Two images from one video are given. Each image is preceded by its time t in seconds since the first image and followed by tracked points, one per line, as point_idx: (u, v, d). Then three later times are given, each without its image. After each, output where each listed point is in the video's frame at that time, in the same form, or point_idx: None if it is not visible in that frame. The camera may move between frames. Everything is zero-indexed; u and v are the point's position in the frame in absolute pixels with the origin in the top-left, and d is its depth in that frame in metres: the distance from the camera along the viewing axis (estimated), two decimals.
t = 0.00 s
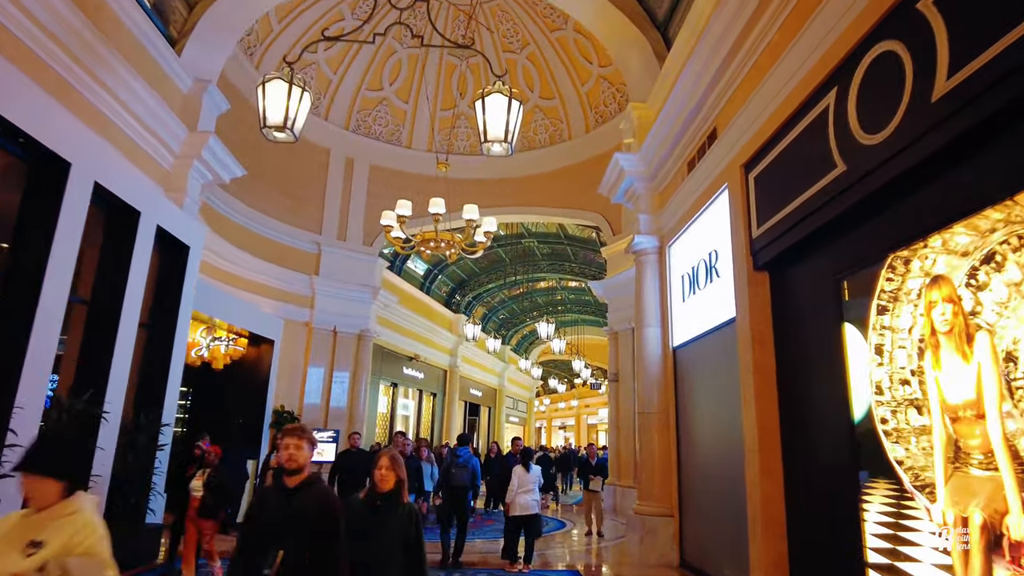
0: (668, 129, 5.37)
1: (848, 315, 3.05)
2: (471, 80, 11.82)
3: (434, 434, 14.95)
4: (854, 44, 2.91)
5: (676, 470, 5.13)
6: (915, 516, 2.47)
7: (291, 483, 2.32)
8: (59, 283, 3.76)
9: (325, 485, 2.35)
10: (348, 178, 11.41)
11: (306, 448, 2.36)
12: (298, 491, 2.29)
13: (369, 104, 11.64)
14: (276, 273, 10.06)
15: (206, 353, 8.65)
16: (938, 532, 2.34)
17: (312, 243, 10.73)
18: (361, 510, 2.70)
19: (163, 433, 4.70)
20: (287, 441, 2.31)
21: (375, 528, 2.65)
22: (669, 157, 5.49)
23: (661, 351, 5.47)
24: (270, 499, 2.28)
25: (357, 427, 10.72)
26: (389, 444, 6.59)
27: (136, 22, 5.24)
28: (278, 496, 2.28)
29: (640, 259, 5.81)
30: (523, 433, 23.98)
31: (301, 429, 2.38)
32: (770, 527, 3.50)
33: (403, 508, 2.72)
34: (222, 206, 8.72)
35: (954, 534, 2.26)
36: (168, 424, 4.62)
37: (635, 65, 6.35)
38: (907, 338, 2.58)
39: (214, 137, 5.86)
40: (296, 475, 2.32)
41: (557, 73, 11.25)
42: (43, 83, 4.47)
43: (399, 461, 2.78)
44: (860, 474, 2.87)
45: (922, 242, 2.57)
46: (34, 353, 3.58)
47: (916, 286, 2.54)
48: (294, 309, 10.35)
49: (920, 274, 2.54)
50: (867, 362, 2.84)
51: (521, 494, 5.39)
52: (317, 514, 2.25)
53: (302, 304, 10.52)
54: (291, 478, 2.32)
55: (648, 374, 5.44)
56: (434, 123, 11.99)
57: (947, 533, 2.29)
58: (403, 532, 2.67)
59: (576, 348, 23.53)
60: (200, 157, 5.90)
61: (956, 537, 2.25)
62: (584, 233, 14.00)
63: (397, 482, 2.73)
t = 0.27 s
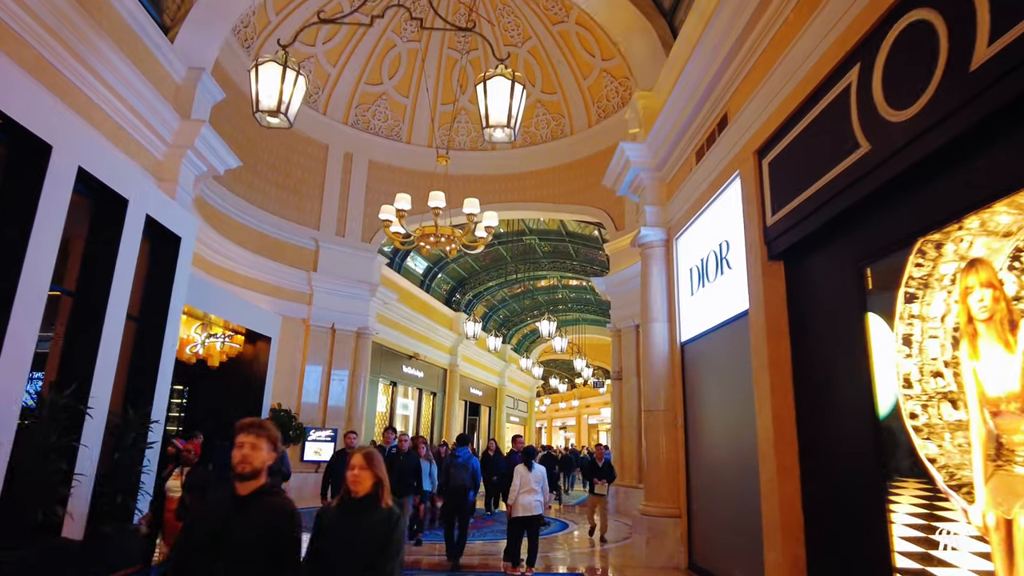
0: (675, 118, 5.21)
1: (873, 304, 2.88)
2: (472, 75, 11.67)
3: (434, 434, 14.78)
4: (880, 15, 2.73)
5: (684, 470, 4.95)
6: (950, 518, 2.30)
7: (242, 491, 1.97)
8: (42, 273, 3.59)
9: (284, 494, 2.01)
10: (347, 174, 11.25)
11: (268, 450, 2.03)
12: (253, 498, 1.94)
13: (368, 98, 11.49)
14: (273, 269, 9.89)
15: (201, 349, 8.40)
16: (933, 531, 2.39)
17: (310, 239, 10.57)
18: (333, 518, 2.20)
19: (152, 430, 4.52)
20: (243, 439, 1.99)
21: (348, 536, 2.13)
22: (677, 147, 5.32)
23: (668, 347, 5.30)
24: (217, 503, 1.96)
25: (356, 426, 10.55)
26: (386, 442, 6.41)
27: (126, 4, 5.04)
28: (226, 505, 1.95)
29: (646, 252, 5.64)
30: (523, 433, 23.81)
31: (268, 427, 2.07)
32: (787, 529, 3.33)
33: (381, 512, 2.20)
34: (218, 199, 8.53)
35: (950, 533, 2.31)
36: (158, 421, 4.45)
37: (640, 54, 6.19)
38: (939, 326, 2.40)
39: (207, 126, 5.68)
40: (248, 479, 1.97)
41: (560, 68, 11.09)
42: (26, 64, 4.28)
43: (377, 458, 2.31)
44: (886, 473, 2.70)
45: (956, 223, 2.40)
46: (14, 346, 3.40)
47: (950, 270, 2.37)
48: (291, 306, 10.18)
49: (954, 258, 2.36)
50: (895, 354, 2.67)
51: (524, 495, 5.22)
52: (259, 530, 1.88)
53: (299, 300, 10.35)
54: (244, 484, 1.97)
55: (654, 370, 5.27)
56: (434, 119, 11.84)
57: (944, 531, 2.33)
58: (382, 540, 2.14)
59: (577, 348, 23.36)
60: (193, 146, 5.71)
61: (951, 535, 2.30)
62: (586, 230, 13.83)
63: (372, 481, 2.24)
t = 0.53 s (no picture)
0: (685, 109, 5.03)
1: (904, 299, 2.69)
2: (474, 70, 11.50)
3: (435, 434, 14.59)
4: None
5: (695, 473, 4.77)
6: (997, 530, 2.10)
7: (168, 500, 1.65)
8: (23, 264, 3.41)
9: (217, 511, 1.62)
10: (347, 170, 11.08)
11: (205, 452, 1.76)
12: (178, 507, 1.61)
13: (369, 93, 11.32)
14: (272, 266, 9.71)
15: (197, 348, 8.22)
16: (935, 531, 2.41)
17: (309, 236, 10.38)
18: (278, 539, 1.79)
19: (141, 431, 4.34)
20: (173, 437, 1.74)
21: (294, 561, 1.72)
22: (686, 139, 5.14)
23: (678, 346, 5.11)
24: (133, 513, 1.64)
25: (355, 426, 10.37)
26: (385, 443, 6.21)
27: None
28: (147, 515, 1.63)
29: (655, 247, 5.46)
30: (525, 433, 23.62)
31: (210, 426, 1.83)
32: (808, 538, 3.14)
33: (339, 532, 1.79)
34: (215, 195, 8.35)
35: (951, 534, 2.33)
36: (146, 421, 4.27)
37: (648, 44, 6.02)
38: (981, 322, 2.21)
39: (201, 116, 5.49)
40: (174, 485, 1.66)
41: (564, 63, 10.90)
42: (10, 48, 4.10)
43: (334, 464, 1.90)
44: (921, 481, 2.51)
45: (1001, 210, 2.21)
46: None
47: (995, 260, 2.18)
48: (289, 304, 10.00)
49: (999, 247, 2.17)
50: (930, 352, 2.48)
51: (527, 499, 5.04)
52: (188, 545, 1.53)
53: (298, 298, 10.17)
54: (170, 492, 1.66)
55: (663, 370, 5.08)
56: (436, 114, 11.66)
57: (945, 533, 2.35)
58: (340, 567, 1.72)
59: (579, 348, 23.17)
60: (187, 137, 5.52)
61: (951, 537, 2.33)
62: (589, 228, 13.64)
63: (329, 492, 1.83)
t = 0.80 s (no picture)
0: (691, 97, 4.87)
1: (930, 289, 2.53)
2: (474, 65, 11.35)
3: (435, 435, 14.42)
4: None
5: (702, 474, 4.60)
6: None
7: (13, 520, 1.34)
8: None
9: (84, 524, 1.34)
10: (345, 166, 10.92)
11: (65, 450, 1.45)
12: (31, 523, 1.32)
13: (367, 88, 11.17)
14: (268, 263, 9.55)
15: (191, 346, 8.08)
16: (936, 530, 2.41)
17: (306, 233, 10.23)
18: (193, 556, 1.48)
19: (127, 429, 4.17)
20: (16, 434, 1.41)
21: None
22: (692, 128, 4.98)
23: (684, 342, 4.94)
24: None
25: (353, 426, 10.21)
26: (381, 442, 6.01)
27: None
28: None
29: (660, 241, 5.29)
30: (525, 433, 23.46)
31: (70, 414, 1.51)
32: (826, 543, 2.98)
33: (265, 556, 1.47)
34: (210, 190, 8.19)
35: (953, 533, 2.33)
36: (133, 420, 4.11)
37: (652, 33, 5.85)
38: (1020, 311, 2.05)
39: (192, 105, 5.33)
40: (15, 500, 1.34)
41: (565, 57, 10.74)
42: None
43: (262, 460, 1.59)
44: (951, 482, 2.34)
45: None
46: None
47: None
48: (286, 302, 9.83)
49: None
50: (961, 344, 2.32)
51: (530, 500, 4.90)
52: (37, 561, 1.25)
53: (295, 296, 10.00)
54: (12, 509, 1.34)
55: (669, 367, 4.91)
56: (435, 110, 11.50)
57: (947, 532, 2.34)
58: None
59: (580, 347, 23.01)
60: (177, 127, 5.34)
61: (953, 534, 2.32)
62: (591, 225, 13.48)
63: (253, 500, 1.51)
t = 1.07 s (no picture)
0: (698, 86, 4.70)
1: (963, 280, 2.36)
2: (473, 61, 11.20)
3: (435, 437, 14.24)
4: None
5: (711, 478, 4.42)
6: None
7: None
8: None
9: None
10: (342, 164, 10.76)
11: None
12: None
13: (365, 85, 11.01)
14: (264, 263, 9.39)
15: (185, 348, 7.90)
16: (935, 530, 2.42)
17: (303, 232, 10.06)
18: None
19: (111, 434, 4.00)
20: None
21: None
22: (699, 119, 4.81)
23: (692, 340, 4.77)
24: None
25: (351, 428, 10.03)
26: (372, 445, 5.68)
27: None
28: None
29: (666, 236, 5.12)
30: (527, 435, 23.27)
31: None
32: (848, 551, 2.80)
33: None
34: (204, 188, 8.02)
35: (954, 533, 2.32)
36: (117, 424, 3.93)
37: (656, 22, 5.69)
38: None
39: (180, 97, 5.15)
40: None
41: (565, 53, 10.58)
42: None
43: (123, 480, 1.18)
44: (989, 488, 2.17)
45: None
46: None
47: None
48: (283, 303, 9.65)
49: None
50: (1000, 339, 2.14)
51: (533, 506, 4.74)
52: None
53: (292, 296, 9.82)
54: None
55: (676, 366, 4.74)
56: (434, 107, 11.34)
57: (947, 532, 2.35)
58: None
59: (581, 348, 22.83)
60: (166, 121, 5.16)
61: (953, 535, 2.32)
62: (592, 224, 13.31)
63: (106, 542, 1.13)
